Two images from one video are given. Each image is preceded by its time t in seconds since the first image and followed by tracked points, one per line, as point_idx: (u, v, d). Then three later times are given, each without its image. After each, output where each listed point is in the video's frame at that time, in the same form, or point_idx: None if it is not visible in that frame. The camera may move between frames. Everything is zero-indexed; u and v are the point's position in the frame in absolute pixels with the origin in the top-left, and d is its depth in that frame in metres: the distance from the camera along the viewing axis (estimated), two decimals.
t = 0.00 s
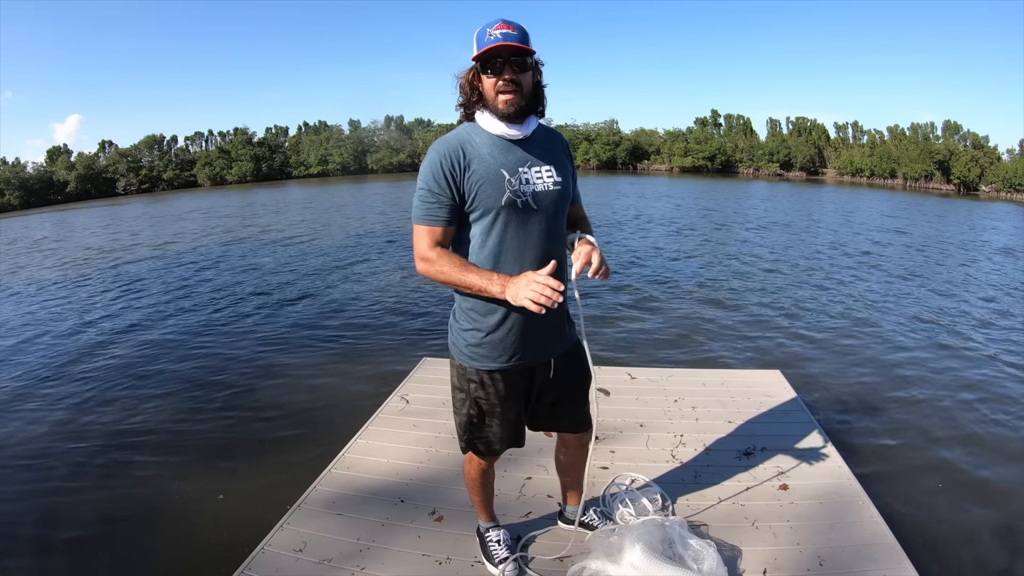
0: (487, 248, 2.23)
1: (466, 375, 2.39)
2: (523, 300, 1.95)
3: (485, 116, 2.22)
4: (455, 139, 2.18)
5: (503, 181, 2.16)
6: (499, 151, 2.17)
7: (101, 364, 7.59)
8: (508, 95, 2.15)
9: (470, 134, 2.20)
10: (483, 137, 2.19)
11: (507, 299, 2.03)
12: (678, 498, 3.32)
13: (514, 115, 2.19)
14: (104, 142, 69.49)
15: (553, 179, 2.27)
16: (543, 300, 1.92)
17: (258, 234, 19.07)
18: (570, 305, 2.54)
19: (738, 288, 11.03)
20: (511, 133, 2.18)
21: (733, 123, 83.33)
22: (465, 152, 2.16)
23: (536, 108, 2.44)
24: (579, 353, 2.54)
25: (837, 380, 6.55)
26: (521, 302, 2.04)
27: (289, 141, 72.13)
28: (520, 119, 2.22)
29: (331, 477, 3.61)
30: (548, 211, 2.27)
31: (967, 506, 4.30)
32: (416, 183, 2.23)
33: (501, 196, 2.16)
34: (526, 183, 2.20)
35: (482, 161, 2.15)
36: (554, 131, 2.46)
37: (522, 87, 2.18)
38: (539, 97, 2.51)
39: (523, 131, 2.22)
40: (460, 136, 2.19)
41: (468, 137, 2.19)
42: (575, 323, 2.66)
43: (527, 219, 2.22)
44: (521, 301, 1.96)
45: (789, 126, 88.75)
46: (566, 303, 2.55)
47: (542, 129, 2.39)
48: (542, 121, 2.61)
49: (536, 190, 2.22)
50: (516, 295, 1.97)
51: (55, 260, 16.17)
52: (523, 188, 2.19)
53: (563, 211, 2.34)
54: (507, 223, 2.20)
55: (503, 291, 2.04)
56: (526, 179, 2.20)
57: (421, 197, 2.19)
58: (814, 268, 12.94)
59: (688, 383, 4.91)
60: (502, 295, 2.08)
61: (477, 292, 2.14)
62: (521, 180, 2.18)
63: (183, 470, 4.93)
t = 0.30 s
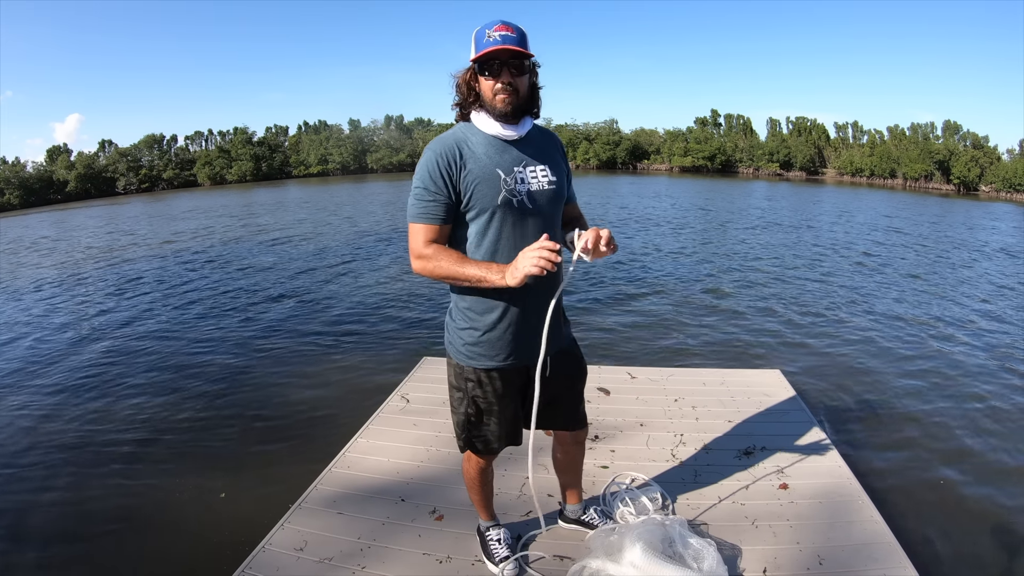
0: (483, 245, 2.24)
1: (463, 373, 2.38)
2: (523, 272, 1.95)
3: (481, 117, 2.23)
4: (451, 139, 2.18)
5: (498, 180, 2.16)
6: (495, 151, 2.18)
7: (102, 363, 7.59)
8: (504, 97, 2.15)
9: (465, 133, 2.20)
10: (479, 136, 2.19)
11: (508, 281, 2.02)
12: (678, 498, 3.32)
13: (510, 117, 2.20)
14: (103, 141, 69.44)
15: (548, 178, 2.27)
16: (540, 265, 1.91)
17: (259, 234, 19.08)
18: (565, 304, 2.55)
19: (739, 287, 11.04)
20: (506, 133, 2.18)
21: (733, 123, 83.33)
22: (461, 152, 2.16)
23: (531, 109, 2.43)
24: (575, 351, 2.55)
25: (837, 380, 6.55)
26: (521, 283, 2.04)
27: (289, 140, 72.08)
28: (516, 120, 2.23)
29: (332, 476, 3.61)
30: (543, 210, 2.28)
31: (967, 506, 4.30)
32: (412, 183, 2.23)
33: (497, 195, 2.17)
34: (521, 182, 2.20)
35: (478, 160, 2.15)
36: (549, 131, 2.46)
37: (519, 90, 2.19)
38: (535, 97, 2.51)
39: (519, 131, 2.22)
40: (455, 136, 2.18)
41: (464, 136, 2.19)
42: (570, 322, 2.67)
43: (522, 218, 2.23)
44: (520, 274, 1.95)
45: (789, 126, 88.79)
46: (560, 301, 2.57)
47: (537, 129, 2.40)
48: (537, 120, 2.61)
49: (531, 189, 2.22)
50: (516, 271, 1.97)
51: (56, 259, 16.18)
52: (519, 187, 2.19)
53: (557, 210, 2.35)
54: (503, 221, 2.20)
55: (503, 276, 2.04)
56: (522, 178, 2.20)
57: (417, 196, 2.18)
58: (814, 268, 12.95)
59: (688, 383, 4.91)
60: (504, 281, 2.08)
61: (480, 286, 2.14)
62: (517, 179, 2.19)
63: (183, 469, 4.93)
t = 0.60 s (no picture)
0: (479, 247, 2.24)
1: (461, 373, 2.38)
2: (517, 318, 1.98)
3: (483, 121, 2.20)
4: (446, 139, 2.18)
5: (494, 180, 2.16)
6: (490, 152, 2.18)
7: (102, 362, 7.59)
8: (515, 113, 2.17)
9: (461, 134, 2.20)
10: (475, 137, 2.20)
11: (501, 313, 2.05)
12: (678, 497, 3.33)
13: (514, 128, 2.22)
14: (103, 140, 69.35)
15: (541, 178, 2.28)
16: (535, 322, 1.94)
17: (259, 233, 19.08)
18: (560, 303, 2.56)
19: (739, 287, 11.04)
20: (503, 137, 2.20)
21: (733, 122, 83.32)
22: (457, 153, 2.16)
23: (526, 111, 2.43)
24: (570, 349, 2.56)
25: (837, 380, 6.56)
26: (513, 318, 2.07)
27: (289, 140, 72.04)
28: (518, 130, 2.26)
29: (332, 475, 3.62)
30: (538, 209, 2.29)
31: (967, 506, 4.30)
32: (407, 184, 2.22)
33: (493, 195, 2.17)
34: (516, 182, 2.20)
35: (474, 160, 2.15)
36: (541, 132, 2.47)
37: (528, 107, 2.22)
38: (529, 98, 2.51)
39: (516, 136, 2.24)
40: (451, 136, 2.18)
41: (460, 137, 2.19)
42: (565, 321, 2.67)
43: (518, 218, 2.24)
44: (514, 319, 1.98)
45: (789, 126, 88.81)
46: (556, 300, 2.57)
47: (530, 130, 2.40)
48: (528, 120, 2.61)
49: (527, 189, 2.23)
50: (511, 311, 2.00)
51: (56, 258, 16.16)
52: (514, 187, 2.20)
53: (551, 209, 2.36)
54: (498, 222, 2.21)
55: (496, 305, 2.07)
56: (517, 178, 2.21)
57: (413, 197, 2.18)
58: (814, 268, 12.95)
59: (688, 382, 4.91)
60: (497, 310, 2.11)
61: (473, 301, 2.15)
62: (512, 179, 2.19)
63: (183, 468, 4.93)
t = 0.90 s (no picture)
0: (476, 249, 2.25)
1: (457, 372, 2.38)
2: (513, 316, 1.99)
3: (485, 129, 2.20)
4: (443, 141, 2.17)
5: (491, 184, 2.17)
6: (487, 155, 2.18)
7: (103, 361, 7.59)
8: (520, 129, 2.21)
9: (457, 136, 2.19)
10: (472, 139, 2.19)
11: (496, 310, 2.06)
12: (678, 497, 3.32)
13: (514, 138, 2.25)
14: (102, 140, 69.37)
15: (537, 180, 2.29)
16: (531, 321, 1.96)
17: (259, 233, 19.07)
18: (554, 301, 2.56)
19: (740, 287, 11.05)
20: (500, 142, 2.21)
21: (733, 122, 83.28)
22: (453, 155, 2.15)
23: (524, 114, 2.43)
24: (564, 347, 2.57)
25: (837, 380, 6.55)
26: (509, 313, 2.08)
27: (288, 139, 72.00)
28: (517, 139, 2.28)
29: (332, 475, 3.62)
30: (534, 212, 2.30)
31: (968, 506, 4.30)
32: (402, 186, 2.21)
33: (490, 199, 2.18)
34: (512, 185, 2.21)
35: (471, 163, 2.15)
36: (537, 134, 2.47)
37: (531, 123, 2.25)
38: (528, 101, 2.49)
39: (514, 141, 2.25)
40: (447, 138, 2.17)
41: (457, 140, 2.18)
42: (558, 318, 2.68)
43: (514, 221, 2.25)
44: (510, 316, 1.99)
45: (789, 126, 88.78)
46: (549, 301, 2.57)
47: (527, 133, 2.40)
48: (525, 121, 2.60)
49: (523, 192, 2.24)
50: (507, 310, 2.01)
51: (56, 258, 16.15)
52: (510, 190, 2.21)
53: (546, 211, 2.38)
54: (494, 225, 2.22)
55: (492, 301, 2.07)
56: (514, 181, 2.21)
57: (408, 200, 2.17)
58: (815, 268, 12.95)
59: (688, 382, 4.91)
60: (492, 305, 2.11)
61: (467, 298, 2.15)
62: (508, 182, 2.20)
63: (184, 467, 4.93)
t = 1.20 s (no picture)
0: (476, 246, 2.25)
1: (455, 370, 2.38)
2: (527, 237, 1.98)
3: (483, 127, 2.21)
4: (443, 140, 2.17)
5: (491, 182, 2.17)
6: (487, 154, 2.18)
7: (103, 361, 7.60)
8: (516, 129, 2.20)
9: (458, 135, 2.19)
10: (472, 138, 2.19)
11: (512, 254, 2.03)
12: (677, 497, 3.32)
13: (511, 137, 2.24)
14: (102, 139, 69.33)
15: (537, 179, 2.30)
16: (543, 228, 1.96)
17: (259, 233, 19.08)
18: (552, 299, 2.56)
19: (740, 287, 11.05)
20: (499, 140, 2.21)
21: (732, 122, 83.28)
22: (454, 154, 2.15)
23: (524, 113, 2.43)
24: (562, 345, 2.57)
25: (838, 379, 6.55)
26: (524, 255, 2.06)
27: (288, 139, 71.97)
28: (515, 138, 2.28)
29: (332, 475, 3.62)
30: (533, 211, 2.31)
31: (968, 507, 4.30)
32: (402, 184, 2.21)
33: (490, 197, 2.18)
34: (512, 184, 2.21)
35: (471, 162, 2.15)
36: (537, 132, 2.47)
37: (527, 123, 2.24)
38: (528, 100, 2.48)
39: (513, 140, 2.25)
40: (447, 137, 2.17)
41: (457, 139, 2.18)
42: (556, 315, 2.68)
43: (513, 220, 2.25)
44: (525, 241, 1.98)
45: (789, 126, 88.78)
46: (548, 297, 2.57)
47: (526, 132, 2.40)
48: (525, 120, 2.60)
49: (522, 191, 2.24)
50: (521, 240, 1.99)
51: (56, 258, 16.16)
52: (510, 189, 2.21)
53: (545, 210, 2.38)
54: (494, 223, 2.22)
55: (505, 251, 2.05)
56: (513, 180, 2.22)
57: (408, 198, 2.16)
58: (815, 267, 12.96)
59: (688, 382, 4.91)
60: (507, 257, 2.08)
61: (482, 266, 2.12)
62: (508, 181, 2.20)
63: (184, 467, 4.95)
